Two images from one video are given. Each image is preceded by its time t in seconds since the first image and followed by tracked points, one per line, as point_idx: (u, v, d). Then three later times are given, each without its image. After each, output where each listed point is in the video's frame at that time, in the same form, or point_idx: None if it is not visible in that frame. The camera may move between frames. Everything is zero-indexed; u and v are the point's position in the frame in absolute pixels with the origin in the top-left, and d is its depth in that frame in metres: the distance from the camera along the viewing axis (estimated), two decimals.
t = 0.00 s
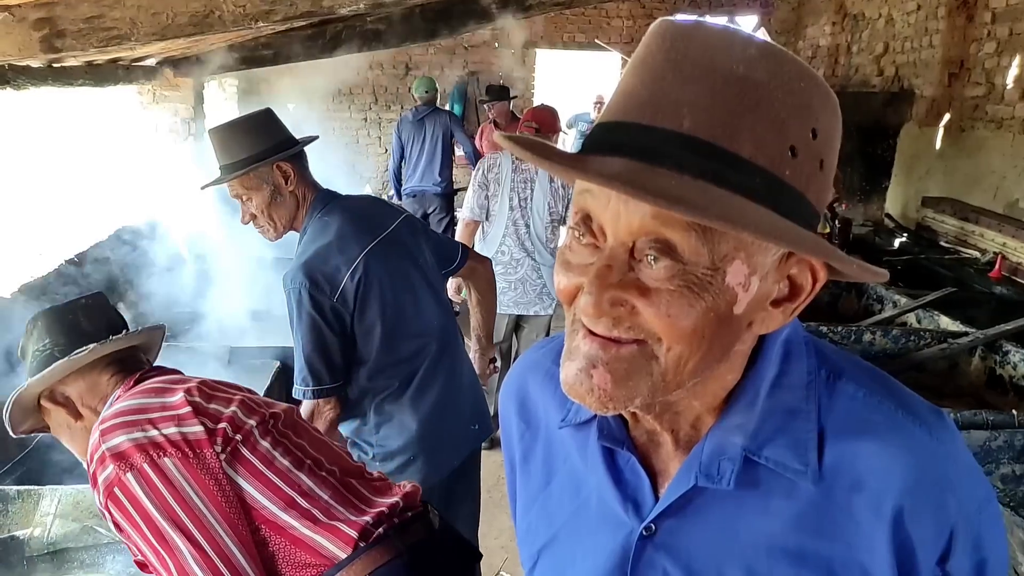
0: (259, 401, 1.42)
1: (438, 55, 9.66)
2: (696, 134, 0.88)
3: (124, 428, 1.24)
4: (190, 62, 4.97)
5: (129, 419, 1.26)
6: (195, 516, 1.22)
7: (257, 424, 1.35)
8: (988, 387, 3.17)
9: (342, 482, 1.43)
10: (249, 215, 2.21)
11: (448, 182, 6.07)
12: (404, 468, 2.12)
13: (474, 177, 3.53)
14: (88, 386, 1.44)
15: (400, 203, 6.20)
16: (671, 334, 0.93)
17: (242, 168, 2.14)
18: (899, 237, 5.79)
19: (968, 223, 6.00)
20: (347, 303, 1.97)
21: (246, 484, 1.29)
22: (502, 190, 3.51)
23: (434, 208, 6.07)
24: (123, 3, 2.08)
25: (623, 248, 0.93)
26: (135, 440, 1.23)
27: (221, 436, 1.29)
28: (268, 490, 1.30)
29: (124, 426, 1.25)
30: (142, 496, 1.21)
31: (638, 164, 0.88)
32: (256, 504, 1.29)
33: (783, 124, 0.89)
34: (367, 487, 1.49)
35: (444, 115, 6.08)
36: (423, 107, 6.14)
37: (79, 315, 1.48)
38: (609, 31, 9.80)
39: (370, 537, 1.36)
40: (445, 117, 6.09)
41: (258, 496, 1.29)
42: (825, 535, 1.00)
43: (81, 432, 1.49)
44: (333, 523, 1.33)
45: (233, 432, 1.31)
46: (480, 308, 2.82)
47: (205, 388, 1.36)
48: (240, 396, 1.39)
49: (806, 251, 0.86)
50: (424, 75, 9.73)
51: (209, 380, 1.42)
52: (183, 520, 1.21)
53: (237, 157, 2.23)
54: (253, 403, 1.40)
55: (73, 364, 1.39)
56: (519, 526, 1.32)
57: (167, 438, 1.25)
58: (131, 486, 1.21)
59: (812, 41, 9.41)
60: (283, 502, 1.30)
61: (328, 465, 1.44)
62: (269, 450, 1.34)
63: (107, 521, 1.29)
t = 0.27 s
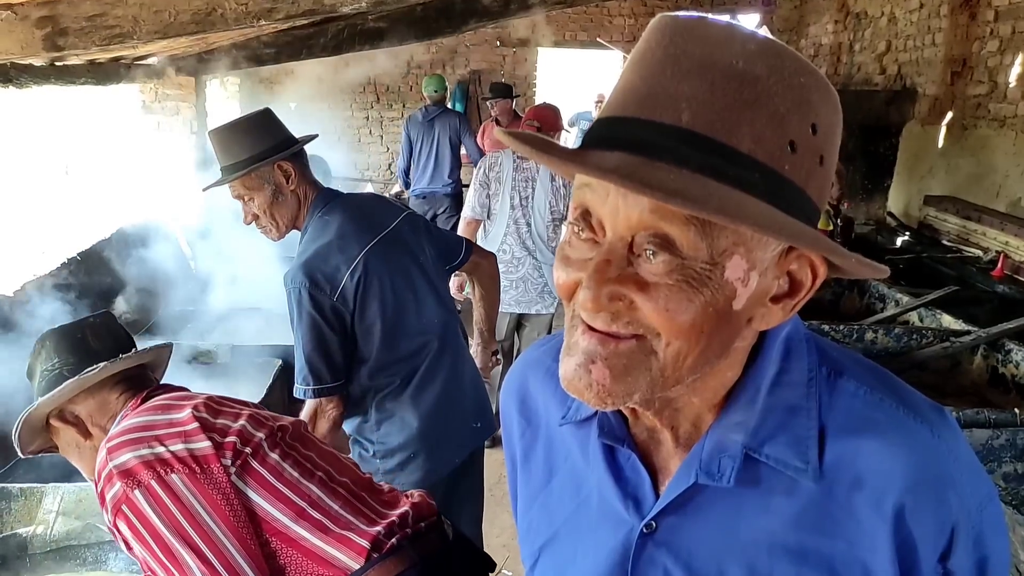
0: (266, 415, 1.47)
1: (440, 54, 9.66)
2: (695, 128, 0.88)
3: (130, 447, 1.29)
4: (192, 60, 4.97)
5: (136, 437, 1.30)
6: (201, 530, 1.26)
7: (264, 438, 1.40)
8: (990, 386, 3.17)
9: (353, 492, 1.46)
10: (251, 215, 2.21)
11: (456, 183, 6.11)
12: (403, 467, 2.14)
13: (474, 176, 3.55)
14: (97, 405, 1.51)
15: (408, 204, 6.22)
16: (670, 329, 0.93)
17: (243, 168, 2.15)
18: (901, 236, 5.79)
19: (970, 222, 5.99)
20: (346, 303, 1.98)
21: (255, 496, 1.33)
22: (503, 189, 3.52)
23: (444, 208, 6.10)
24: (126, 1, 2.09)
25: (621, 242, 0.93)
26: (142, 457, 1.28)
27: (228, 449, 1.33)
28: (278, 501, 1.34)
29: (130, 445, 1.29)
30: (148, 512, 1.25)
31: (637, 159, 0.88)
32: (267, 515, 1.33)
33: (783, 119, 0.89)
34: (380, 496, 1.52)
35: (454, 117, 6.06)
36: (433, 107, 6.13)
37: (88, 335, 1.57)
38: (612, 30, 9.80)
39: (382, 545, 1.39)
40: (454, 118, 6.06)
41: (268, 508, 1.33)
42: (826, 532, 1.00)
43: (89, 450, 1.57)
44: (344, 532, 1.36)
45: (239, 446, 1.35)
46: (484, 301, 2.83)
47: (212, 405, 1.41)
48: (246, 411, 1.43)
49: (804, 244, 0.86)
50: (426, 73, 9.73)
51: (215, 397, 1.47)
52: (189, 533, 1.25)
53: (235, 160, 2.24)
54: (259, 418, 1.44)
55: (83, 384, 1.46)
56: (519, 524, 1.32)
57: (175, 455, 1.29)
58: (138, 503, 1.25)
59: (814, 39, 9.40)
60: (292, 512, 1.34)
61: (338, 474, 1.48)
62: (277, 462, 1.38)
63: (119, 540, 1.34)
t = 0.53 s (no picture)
0: (262, 441, 1.46)
1: (442, 53, 9.67)
2: (696, 127, 0.88)
3: (127, 482, 1.29)
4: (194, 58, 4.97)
5: (133, 472, 1.31)
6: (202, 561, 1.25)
7: (263, 462, 1.39)
8: (992, 384, 3.17)
9: (358, 511, 1.45)
10: (262, 212, 2.21)
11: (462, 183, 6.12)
12: (409, 464, 2.13)
13: (476, 175, 3.54)
14: (90, 448, 1.47)
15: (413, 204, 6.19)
16: (672, 329, 0.93)
17: (253, 165, 2.15)
18: (904, 235, 5.77)
19: (973, 220, 5.98)
20: (354, 298, 1.98)
21: (256, 520, 1.32)
22: (506, 188, 3.52)
23: (449, 208, 6.06)
24: None
25: (622, 242, 0.93)
26: (140, 493, 1.28)
27: (228, 478, 1.33)
28: (280, 525, 1.33)
29: (128, 481, 1.29)
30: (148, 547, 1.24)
31: (637, 158, 0.88)
32: (270, 539, 1.32)
33: (785, 118, 0.89)
34: (386, 515, 1.50)
35: (460, 117, 6.05)
36: (440, 107, 6.12)
37: (77, 378, 1.54)
38: (614, 28, 9.80)
39: (391, 564, 1.37)
40: (460, 119, 6.05)
41: (271, 531, 1.32)
42: (828, 531, 1.00)
43: (84, 494, 1.52)
44: (349, 551, 1.35)
45: (238, 473, 1.35)
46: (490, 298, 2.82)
47: (207, 435, 1.41)
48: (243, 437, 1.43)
49: (806, 243, 0.86)
50: (428, 72, 9.74)
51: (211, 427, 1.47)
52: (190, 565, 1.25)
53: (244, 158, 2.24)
54: (259, 447, 1.43)
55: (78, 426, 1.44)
56: (521, 523, 1.32)
57: (173, 490, 1.29)
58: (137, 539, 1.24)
59: (816, 38, 9.39)
60: (295, 534, 1.33)
61: (341, 494, 1.47)
62: (278, 486, 1.37)
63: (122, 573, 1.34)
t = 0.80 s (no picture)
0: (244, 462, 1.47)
1: (444, 52, 9.67)
2: (696, 128, 0.88)
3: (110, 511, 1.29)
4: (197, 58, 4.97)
5: (114, 501, 1.31)
6: None
7: (249, 481, 1.41)
8: (994, 384, 3.17)
9: (346, 524, 1.47)
10: (285, 207, 2.23)
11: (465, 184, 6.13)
12: (423, 461, 2.14)
13: (478, 172, 3.55)
14: (69, 487, 1.46)
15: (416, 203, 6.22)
16: (674, 331, 0.93)
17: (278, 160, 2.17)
18: (906, 234, 5.76)
19: (975, 219, 5.98)
20: (376, 294, 2.01)
21: (245, 536, 1.33)
22: (508, 186, 3.53)
23: (452, 207, 6.10)
24: None
25: (623, 246, 0.93)
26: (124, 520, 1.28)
27: (214, 498, 1.34)
28: (272, 539, 1.35)
29: (110, 509, 1.29)
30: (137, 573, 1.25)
31: (637, 161, 0.88)
32: (263, 554, 1.33)
33: (785, 117, 0.89)
34: (373, 527, 1.52)
35: (462, 117, 6.01)
36: (442, 107, 6.08)
37: (54, 419, 1.54)
38: (615, 28, 9.81)
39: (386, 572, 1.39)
40: (462, 119, 6.01)
41: (262, 548, 1.34)
42: (831, 531, 1.00)
43: (64, 535, 1.51)
44: (342, 562, 1.37)
45: (224, 493, 1.36)
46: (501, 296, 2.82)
47: (188, 460, 1.41)
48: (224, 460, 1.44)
49: (809, 245, 0.86)
50: (430, 71, 9.74)
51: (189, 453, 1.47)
52: None
53: (270, 154, 2.27)
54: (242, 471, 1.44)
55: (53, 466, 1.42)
56: (522, 521, 1.32)
57: (158, 515, 1.29)
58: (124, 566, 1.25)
59: (817, 37, 9.39)
60: (288, 549, 1.35)
61: (328, 509, 1.49)
62: (266, 503, 1.39)
63: None
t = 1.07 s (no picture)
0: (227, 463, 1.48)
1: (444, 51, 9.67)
2: (689, 133, 0.88)
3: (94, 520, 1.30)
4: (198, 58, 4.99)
5: (99, 509, 1.32)
6: None
7: (233, 482, 1.41)
8: (993, 383, 3.17)
9: (334, 521, 1.48)
10: (302, 203, 2.24)
11: (466, 184, 6.12)
12: (430, 460, 2.16)
13: (477, 174, 3.63)
14: (52, 496, 1.46)
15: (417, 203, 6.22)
16: (668, 336, 0.94)
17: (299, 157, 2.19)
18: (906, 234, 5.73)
19: (975, 218, 5.98)
20: (391, 293, 2.02)
21: (232, 539, 1.34)
22: (508, 187, 3.57)
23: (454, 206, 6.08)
24: None
25: (616, 252, 0.94)
26: (108, 529, 1.29)
27: (198, 502, 1.35)
28: (258, 540, 1.35)
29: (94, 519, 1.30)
30: None
31: (630, 167, 0.89)
32: (250, 556, 1.34)
33: (777, 120, 0.90)
34: (361, 524, 1.53)
35: (461, 116, 6.03)
36: (440, 107, 6.12)
37: (34, 428, 1.53)
38: (616, 27, 9.81)
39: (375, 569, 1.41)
40: (461, 118, 6.04)
41: (248, 550, 1.34)
42: (825, 531, 1.00)
43: (49, 542, 1.51)
44: (330, 560, 1.38)
45: (209, 497, 1.37)
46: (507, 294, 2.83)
47: (171, 464, 1.42)
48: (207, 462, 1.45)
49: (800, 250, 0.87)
50: (430, 71, 9.74)
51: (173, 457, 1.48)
52: None
53: (288, 150, 2.29)
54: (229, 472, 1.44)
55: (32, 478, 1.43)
56: (519, 522, 1.33)
57: (142, 521, 1.29)
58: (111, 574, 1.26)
59: (818, 36, 9.38)
60: (275, 550, 1.36)
61: (315, 507, 1.50)
62: (251, 505, 1.40)
63: None
